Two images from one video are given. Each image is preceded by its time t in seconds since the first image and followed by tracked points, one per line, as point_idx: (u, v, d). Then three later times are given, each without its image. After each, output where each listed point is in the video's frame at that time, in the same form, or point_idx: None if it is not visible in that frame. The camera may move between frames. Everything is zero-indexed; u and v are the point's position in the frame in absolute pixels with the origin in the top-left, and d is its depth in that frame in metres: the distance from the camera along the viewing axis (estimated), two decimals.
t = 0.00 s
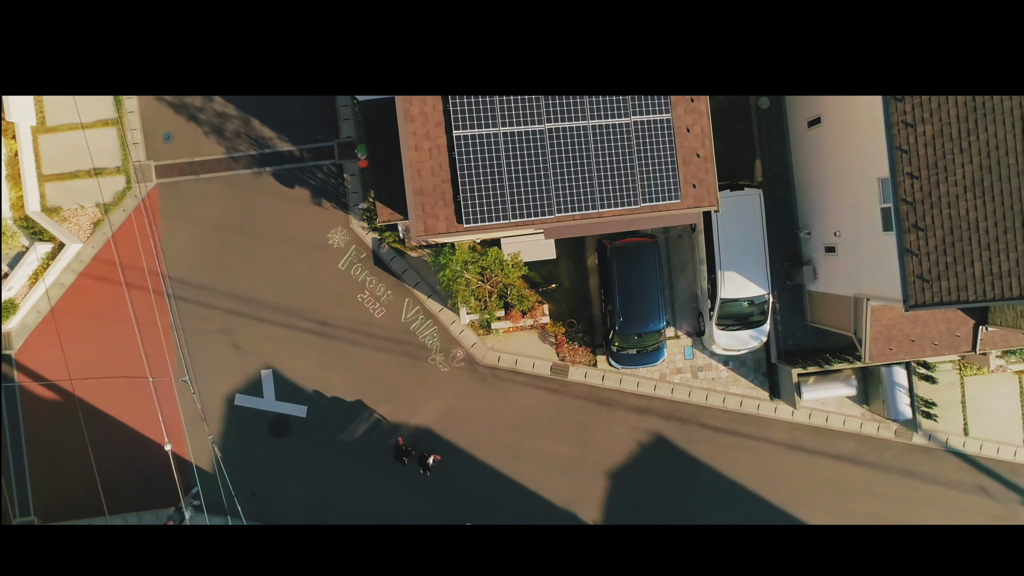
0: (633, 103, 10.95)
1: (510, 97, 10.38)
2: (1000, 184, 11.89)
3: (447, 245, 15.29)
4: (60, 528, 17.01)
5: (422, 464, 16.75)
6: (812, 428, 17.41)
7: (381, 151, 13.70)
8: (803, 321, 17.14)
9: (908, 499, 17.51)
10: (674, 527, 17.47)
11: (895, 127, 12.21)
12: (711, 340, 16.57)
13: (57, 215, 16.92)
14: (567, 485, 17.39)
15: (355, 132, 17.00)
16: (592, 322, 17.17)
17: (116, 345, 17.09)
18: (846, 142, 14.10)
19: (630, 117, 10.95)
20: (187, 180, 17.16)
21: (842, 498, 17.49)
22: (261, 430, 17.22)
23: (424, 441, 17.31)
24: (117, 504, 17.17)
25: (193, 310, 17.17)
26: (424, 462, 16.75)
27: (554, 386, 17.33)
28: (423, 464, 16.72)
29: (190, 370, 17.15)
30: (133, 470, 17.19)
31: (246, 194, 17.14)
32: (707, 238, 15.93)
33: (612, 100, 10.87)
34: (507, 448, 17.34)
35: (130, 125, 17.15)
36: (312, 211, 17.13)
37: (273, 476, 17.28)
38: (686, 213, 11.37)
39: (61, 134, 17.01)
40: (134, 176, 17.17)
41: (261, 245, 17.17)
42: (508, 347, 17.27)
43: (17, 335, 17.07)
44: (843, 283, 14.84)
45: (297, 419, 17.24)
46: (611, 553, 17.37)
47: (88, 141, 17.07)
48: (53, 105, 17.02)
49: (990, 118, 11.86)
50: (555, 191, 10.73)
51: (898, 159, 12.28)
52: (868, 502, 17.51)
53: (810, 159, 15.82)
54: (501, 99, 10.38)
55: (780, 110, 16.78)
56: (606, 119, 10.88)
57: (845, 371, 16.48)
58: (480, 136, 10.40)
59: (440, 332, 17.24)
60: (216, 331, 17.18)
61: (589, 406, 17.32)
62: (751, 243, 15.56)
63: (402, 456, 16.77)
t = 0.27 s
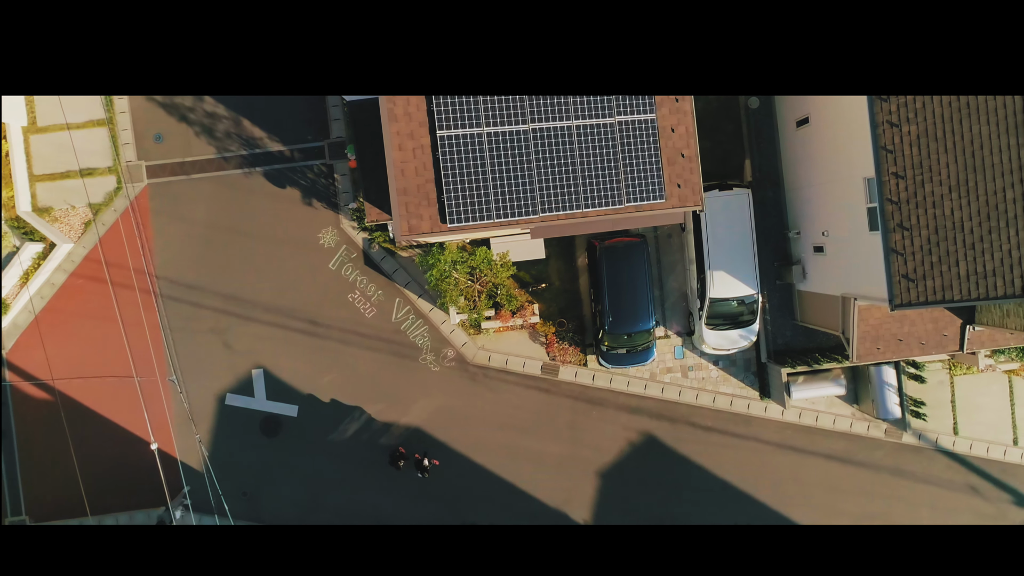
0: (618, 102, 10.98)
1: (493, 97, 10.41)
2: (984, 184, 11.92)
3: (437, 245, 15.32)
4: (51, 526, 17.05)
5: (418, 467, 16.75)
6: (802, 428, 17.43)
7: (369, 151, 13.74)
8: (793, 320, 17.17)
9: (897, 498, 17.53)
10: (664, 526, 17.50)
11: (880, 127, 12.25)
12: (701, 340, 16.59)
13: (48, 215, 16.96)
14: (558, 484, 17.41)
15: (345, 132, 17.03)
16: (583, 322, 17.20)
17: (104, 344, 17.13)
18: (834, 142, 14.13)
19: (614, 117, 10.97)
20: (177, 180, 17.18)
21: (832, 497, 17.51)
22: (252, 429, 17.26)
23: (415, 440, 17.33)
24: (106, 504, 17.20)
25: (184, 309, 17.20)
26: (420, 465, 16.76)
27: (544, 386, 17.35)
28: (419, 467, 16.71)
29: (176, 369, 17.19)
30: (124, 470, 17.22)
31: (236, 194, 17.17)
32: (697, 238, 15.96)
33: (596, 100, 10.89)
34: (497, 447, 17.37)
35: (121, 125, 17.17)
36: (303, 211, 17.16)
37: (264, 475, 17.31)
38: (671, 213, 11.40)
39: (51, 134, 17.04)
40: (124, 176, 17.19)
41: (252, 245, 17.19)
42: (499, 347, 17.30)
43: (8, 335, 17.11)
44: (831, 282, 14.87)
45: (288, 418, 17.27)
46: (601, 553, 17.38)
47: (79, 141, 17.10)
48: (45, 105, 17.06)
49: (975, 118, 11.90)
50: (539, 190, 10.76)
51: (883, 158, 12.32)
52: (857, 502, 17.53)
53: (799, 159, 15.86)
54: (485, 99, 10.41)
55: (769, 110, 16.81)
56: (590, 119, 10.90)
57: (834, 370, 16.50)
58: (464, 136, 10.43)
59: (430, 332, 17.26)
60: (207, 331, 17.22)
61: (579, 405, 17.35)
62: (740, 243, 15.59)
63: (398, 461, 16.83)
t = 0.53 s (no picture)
0: (601, 103, 11.03)
1: (476, 97, 10.45)
2: (968, 184, 11.98)
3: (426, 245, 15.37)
4: (42, 525, 17.12)
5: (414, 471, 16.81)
6: (791, 427, 17.48)
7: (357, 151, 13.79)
8: (782, 320, 17.22)
9: (886, 497, 17.59)
10: (654, 525, 17.54)
11: (865, 127, 12.29)
12: (689, 339, 16.65)
13: (39, 215, 16.99)
14: (547, 483, 17.46)
15: (335, 132, 17.08)
16: (572, 322, 17.25)
17: (94, 343, 17.18)
18: (821, 142, 14.17)
19: (598, 117, 11.02)
20: (168, 180, 17.23)
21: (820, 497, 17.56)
22: (242, 429, 17.30)
23: (405, 440, 17.38)
24: (97, 503, 17.24)
25: (174, 309, 17.24)
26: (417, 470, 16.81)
27: (534, 385, 17.40)
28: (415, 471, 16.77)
29: (163, 369, 17.24)
30: (115, 469, 17.26)
31: (227, 194, 17.22)
32: (685, 238, 16.03)
33: (580, 101, 10.94)
34: (487, 447, 17.42)
35: (112, 125, 17.20)
36: (293, 211, 17.21)
37: (254, 475, 17.36)
38: (655, 212, 11.45)
39: (42, 134, 17.07)
40: (115, 176, 17.21)
41: (242, 245, 17.24)
42: (488, 346, 17.35)
43: None
44: (818, 282, 14.93)
45: (279, 418, 17.32)
46: (591, 552, 17.43)
47: (70, 141, 17.13)
48: (36, 105, 17.09)
49: (958, 118, 11.95)
50: (523, 190, 10.81)
51: (868, 159, 12.36)
52: (846, 501, 17.58)
53: (787, 159, 15.92)
54: (469, 99, 10.44)
55: (758, 111, 16.87)
56: (574, 119, 10.94)
57: (822, 370, 16.55)
58: (447, 137, 10.47)
59: (420, 332, 17.32)
60: (198, 330, 17.26)
61: (568, 404, 17.39)
62: (728, 243, 15.64)
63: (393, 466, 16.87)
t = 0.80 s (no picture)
0: (586, 103, 11.06)
1: (460, 97, 10.49)
2: (952, 184, 12.01)
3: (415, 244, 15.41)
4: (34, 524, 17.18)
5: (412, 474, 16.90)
6: (781, 426, 17.52)
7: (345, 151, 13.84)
8: (772, 319, 17.25)
9: (875, 496, 17.62)
10: (644, 524, 17.59)
11: (850, 127, 12.32)
12: (679, 338, 16.68)
13: (30, 215, 17.03)
14: (538, 483, 17.50)
15: (326, 132, 17.13)
16: (563, 321, 17.28)
17: (84, 342, 17.21)
18: (809, 141, 14.20)
19: (582, 117, 11.06)
20: (159, 180, 17.27)
21: (810, 496, 17.61)
22: (233, 428, 17.34)
23: (396, 439, 17.43)
24: (88, 502, 17.29)
25: (166, 309, 17.29)
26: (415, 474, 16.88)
27: (524, 384, 17.43)
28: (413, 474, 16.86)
29: (151, 368, 17.28)
30: (106, 468, 17.30)
31: (218, 193, 17.26)
32: (675, 238, 16.07)
33: (564, 100, 10.98)
34: (477, 446, 17.46)
35: (103, 125, 17.24)
36: (284, 211, 17.25)
37: (245, 474, 17.40)
38: (640, 212, 11.50)
39: (34, 134, 17.12)
40: (106, 176, 17.25)
41: (233, 245, 17.29)
42: (479, 346, 17.38)
43: None
44: (806, 281, 14.96)
45: (269, 417, 17.36)
46: (581, 550, 17.48)
47: (61, 141, 17.17)
48: (27, 105, 17.13)
49: (943, 118, 11.98)
50: (507, 190, 10.85)
51: (853, 158, 12.39)
52: (836, 499, 17.61)
53: (776, 159, 15.95)
54: (452, 98, 10.46)
55: (748, 111, 16.90)
56: (558, 119, 10.98)
57: (811, 369, 16.59)
58: (432, 136, 10.51)
59: (411, 331, 17.36)
60: (189, 330, 17.30)
61: (559, 404, 17.43)
62: (717, 242, 15.67)
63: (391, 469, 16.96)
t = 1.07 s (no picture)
0: (570, 101, 11.12)
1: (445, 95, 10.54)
2: (937, 182, 12.06)
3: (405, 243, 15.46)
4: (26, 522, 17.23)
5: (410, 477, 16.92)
6: (771, 424, 17.57)
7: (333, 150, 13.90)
8: (762, 318, 17.29)
9: (866, 494, 17.67)
10: (634, 522, 17.64)
11: (835, 125, 12.36)
12: (669, 337, 16.73)
13: (22, 214, 17.08)
14: (528, 481, 17.55)
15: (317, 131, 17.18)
16: (553, 320, 17.32)
17: (75, 341, 17.25)
18: (796, 141, 14.24)
19: (567, 116, 11.11)
20: (151, 179, 17.32)
21: (800, 494, 17.65)
22: (225, 426, 17.39)
23: (387, 437, 17.47)
24: (80, 501, 17.33)
25: (157, 308, 17.34)
26: (414, 477, 16.92)
27: (514, 383, 17.48)
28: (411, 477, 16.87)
29: (137, 365, 17.31)
30: (98, 467, 17.35)
31: (210, 192, 17.31)
32: (664, 237, 16.12)
33: (549, 99, 11.03)
34: (468, 444, 17.50)
35: (95, 125, 17.29)
36: (274, 209, 17.29)
37: (237, 472, 17.45)
38: (625, 210, 11.55)
39: (25, 133, 17.16)
40: (98, 175, 17.30)
41: (224, 244, 17.33)
42: (470, 344, 17.42)
43: None
44: (794, 279, 15.01)
45: (261, 415, 17.41)
46: (571, 548, 17.54)
47: (53, 140, 17.22)
48: (19, 104, 17.18)
49: (927, 116, 12.03)
50: (492, 188, 10.90)
51: (838, 157, 12.42)
52: (826, 497, 17.66)
53: (765, 158, 15.99)
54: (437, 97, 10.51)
55: (738, 110, 16.93)
56: (543, 118, 11.03)
57: (800, 367, 16.63)
58: (416, 135, 10.56)
59: (402, 330, 17.40)
60: (181, 329, 17.35)
61: (549, 402, 17.48)
62: (706, 241, 15.70)
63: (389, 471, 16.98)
